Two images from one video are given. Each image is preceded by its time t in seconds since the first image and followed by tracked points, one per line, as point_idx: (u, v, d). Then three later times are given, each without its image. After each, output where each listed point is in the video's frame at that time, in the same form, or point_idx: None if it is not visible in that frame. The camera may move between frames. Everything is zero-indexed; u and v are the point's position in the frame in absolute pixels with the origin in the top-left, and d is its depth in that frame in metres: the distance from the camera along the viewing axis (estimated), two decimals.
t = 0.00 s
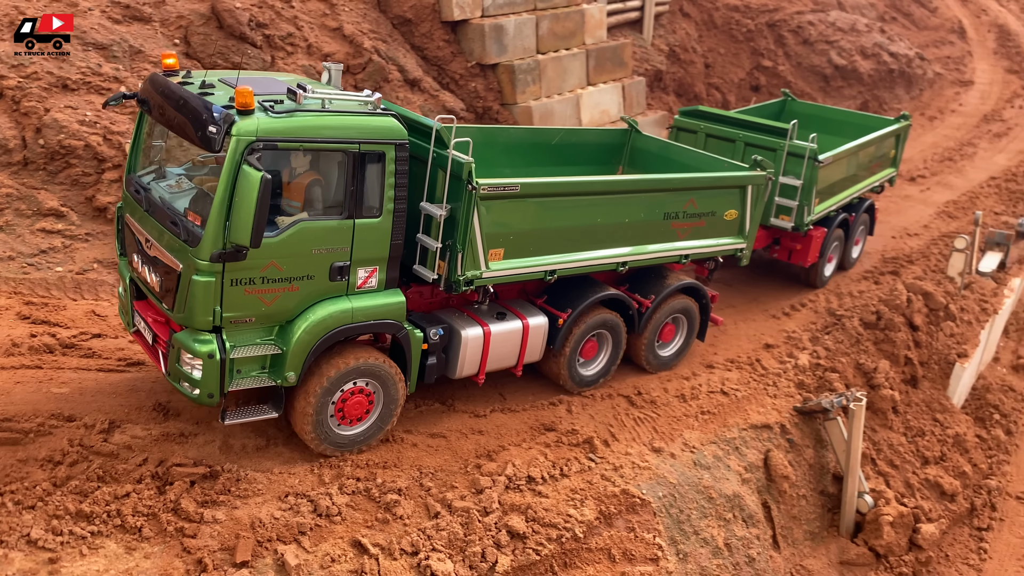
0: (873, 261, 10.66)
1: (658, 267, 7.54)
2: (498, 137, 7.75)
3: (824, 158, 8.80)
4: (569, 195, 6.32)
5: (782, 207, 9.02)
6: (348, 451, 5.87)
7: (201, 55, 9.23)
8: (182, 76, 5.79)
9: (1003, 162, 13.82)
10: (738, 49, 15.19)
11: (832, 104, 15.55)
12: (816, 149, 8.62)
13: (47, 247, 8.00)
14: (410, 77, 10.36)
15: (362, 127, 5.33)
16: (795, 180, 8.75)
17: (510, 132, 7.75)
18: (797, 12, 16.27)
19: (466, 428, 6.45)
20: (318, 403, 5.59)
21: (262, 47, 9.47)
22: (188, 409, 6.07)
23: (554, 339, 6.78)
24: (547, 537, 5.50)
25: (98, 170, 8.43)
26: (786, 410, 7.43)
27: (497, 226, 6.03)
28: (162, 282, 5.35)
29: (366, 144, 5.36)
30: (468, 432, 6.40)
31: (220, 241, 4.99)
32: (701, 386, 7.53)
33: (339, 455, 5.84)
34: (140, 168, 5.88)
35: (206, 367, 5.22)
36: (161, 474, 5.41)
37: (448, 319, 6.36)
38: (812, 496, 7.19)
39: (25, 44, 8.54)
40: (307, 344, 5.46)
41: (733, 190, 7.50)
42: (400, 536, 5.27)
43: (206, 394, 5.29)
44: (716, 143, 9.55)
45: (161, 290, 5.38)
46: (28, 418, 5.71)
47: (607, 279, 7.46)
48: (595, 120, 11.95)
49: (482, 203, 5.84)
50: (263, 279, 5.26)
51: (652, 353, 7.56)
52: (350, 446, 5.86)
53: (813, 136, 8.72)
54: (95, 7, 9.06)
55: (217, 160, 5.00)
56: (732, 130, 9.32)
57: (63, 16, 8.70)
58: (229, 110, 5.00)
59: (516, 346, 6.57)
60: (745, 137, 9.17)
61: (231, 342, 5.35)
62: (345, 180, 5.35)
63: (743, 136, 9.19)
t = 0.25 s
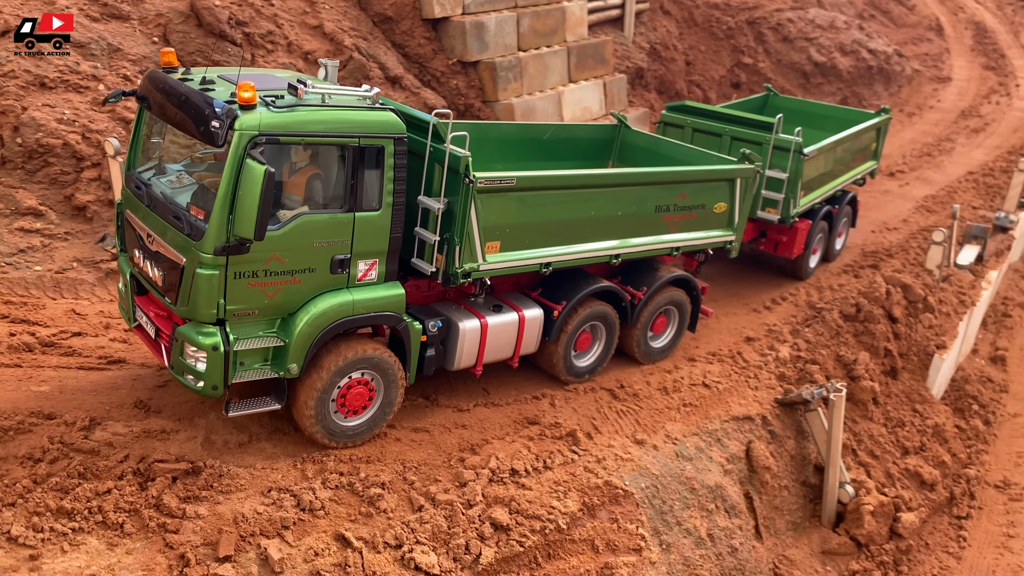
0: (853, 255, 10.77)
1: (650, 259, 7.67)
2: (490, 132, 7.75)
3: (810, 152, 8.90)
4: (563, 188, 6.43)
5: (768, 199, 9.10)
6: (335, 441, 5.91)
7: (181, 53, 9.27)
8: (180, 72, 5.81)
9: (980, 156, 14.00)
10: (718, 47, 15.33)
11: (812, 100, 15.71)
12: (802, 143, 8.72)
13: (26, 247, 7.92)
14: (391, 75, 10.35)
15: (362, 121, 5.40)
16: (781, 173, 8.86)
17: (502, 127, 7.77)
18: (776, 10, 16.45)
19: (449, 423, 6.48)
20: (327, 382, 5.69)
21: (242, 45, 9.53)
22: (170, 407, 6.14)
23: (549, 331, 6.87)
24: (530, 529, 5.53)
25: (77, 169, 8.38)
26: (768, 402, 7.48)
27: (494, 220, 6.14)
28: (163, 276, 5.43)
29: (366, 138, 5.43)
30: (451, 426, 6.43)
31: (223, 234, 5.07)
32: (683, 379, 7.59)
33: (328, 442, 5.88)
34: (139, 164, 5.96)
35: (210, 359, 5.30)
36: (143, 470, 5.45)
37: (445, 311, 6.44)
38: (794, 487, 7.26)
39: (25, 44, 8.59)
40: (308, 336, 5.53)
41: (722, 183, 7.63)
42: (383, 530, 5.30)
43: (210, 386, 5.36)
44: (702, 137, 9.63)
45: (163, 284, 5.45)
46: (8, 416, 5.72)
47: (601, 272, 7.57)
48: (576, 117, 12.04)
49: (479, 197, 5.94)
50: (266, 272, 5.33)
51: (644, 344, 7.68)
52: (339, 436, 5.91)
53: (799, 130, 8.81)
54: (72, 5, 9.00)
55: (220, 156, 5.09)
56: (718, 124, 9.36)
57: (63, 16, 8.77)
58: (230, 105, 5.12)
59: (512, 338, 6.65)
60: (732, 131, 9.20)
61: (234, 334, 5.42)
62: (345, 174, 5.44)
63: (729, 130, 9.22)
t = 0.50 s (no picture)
0: (836, 251, 10.84)
1: (644, 255, 7.78)
2: (485, 131, 7.77)
3: (798, 149, 9.01)
4: (560, 184, 6.50)
5: (758, 196, 9.18)
6: (325, 430, 5.88)
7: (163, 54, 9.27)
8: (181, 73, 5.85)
9: (961, 154, 14.14)
10: (701, 46, 15.43)
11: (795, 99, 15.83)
12: (790, 139, 8.81)
13: (7, 249, 7.86)
14: (375, 74, 10.35)
15: (363, 119, 5.49)
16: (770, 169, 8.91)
17: (497, 126, 7.79)
18: (758, 9, 16.58)
19: (435, 422, 6.48)
20: (343, 366, 5.77)
21: (225, 46, 9.55)
22: (153, 408, 6.14)
23: (547, 326, 6.96)
24: (517, 526, 5.54)
25: (58, 171, 8.36)
26: (752, 398, 7.52)
27: (493, 216, 6.21)
28: (168, 274, 5.47)
29: (367, 136, 5.53)
30: (438, 425, 6.43)
31: (228, 232, 5.12)
32: (668, 376, 7.63)
33: (321, 429, 5.85)
34: (140, 164, 6.01)
35: (216, 356, 5.36)
36: (127, 472, 5.42)
37: (445, 307, 6.53)
38: (779, 482, 7.30)
39: (25, 44, 8.64)
40: (312, 332, 5.59)
41: (715, 178, 7.74)
42: (370, 529, 5.30)
43: (216, 382, 5.43)
44: (692, 134, 9.84)
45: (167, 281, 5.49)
46: None
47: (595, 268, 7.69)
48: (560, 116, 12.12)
49: (478, 193, 6.01)
50: (270, 269, 5.40)
51: (639, 338, 7.77)
52: (331, 425, 5.89)
53: (787, 127, 8.91)
54: (52, 5, 8.96)
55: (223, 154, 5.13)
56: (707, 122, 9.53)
57: (63, 16, 8.83)
58: (235, 104, 5.15)
59: (509, 333, 6.75)
60: (721, 128, 9.36)
61: (239, 332, 5.49)
62: (347, 172, 5.53)
63: (719, 128, 9.38)
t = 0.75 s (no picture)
0: (821, 251, 10.88)
1: (641, 254, 7.80)
2: (480, 132, 7.74)
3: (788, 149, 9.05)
4: (559, 185, 6.51)
5: (748, 195, 9.20)
6: (318, 420, 5.79)
7: (145, 57, 9.25)
8: (182, 78, 5.80)
9: (944, 153, 14.24)
10: (687, 47, 15.48)
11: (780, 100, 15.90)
12: (780, 139, 8.83)
13: None
14: (360, 76, 10.32)
15: (366, 123, 5.46)
16: (760, 168, 8.94)
17: (492, 128, 7.75)
18: (743, 10, 16.66)
19: (421, 425, 6.45)
20: (360, 359, 5.81)
21: (208, 48, 9.51)
22: (135, 414, 6.10)
23: (546, 326, 6.97)
24: (503, 530, 5.52)
25: (39, 174, 8.29)
26: (737, 399, 7.53)
27: (493, 217, 6.21)
28: (174, 279, 5.42)
29: (370, 139, 5.50)
30: (423, 428, 6.40)
31: (234, 235, 5.11)
32: (654, 377, 7.63)
33: (315, 415, 5.76)
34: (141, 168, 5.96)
35: (223, 359, 5.35)
36: (107, 479, 5.37)
37: (446, 308, 6.54)
38: (765, 483, 7.32)
39: (25, 44, 8.70)
40: (316, 335, 5.56)
41: (709, 178, 7.80)
42: (354, 534, 5.27)
43: (223, 385, 5.42)
44: (684, 135, 9.89)
45: (173, 286, 5.45)
46: None
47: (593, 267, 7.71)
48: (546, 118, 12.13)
49: (478, 195, 6.00)
50: (275, 272, 5.39)
51: (635, 335, 7.82)
52: (326, 417, 5.82)
53: (777, 127, 8.93)
54: (32, 7, 8.93)
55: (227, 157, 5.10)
56: (698, 122, 9.58)
57: (63, 16, 8.94)
58: (239, 109, 5.12)
59: (510, 332, 6.76)
60: (711, 128, 9.42)
61: (246, 334, 5.47)
62: (351, 175, 5.50)
63: (710, 128, 9.42)
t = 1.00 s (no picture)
0: (807, 250, 10.92)
1: (634, 252, 7.89)
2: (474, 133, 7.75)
3: (778, 146, 9.11)
4: (556, 185, 6.58)
5: (738, 192, 9.22)
6: (316, 406, 5.74)
7: (126, 57, 9.20)
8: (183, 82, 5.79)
9: (928, 153, 14.33)
10: (672, 48, 15.53)
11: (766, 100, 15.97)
12: (770, 137, 8.87)
13: None
14: (344, 77, 10.29)
15: (368, 126, 5.51)
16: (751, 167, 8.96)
17: (486, 128, 7.75)
18: (728, 10, 16.73)
19: (405, 428, 6.42)
20: (378, 359, 5.91)
21: (191, 49, 9.49)
22: (116, 419, 6.06)
23: (544, 324, 7.06)
24: (487, 532, 5.49)
25: (19, 177, 8.25)
26: (723, 398, 7.54)
27: (493, 217, 6.26)
28: (178, 283, 5.41)
29: (373, 142, 5.54)
30: (408, 431, 6.38)
31: (240, 239, 5.11)
32: (640, 377, 7.63)
33: (317, 403, 5.74)
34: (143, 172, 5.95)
35: (229, 361, 5.34)
36: (88, 484, 5.31)
37: (446, 308, 6.57)
38: (750, 482, 7.33)
39: (25, 43, 8.77)
40: (322, 337, 5.58)
41: (701, 176, 7.92)
42: (337, 538, 5.24)
43: (230, 388, 5.42)
44: (674, 133, 9.94)
45: (177, 290, 5.43)
46: None
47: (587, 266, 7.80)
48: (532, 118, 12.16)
49: (478, 196, 6.06)
50: (281, 275, 5.38)
51: (632, 333, 7.95)
52: (325, 407, 5.79)
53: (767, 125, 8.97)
54: (13, 9, 8.91)
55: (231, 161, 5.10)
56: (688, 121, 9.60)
57: (64, 16, 8.96)
58: (243, 113, 5.15)
59: (509, 331, 6.81)
60: (701, 127, 9.45)
61: (252, 336, 5.46)
62: (354, 177, 5.53)
63: (700, 127, 9.45)
